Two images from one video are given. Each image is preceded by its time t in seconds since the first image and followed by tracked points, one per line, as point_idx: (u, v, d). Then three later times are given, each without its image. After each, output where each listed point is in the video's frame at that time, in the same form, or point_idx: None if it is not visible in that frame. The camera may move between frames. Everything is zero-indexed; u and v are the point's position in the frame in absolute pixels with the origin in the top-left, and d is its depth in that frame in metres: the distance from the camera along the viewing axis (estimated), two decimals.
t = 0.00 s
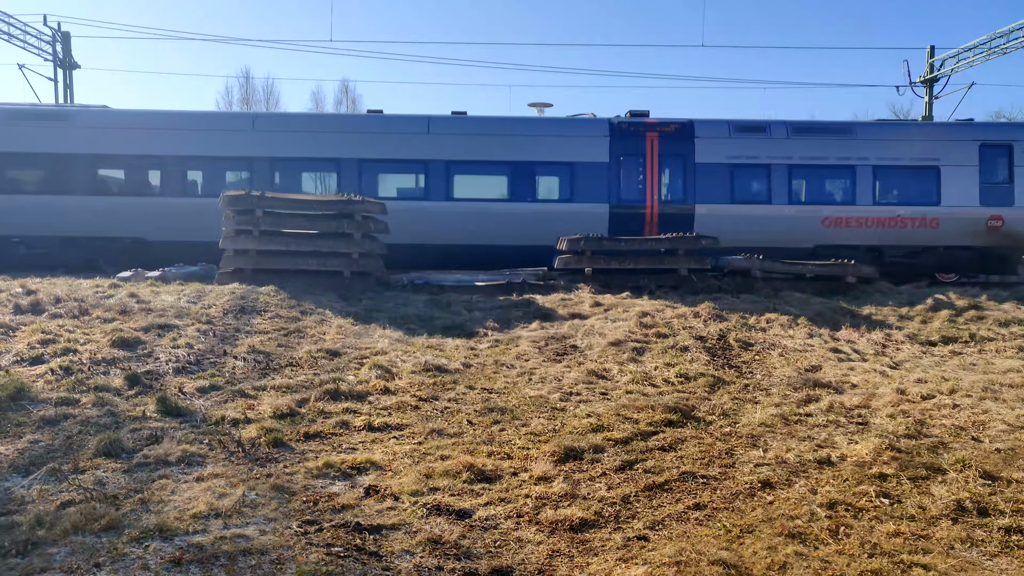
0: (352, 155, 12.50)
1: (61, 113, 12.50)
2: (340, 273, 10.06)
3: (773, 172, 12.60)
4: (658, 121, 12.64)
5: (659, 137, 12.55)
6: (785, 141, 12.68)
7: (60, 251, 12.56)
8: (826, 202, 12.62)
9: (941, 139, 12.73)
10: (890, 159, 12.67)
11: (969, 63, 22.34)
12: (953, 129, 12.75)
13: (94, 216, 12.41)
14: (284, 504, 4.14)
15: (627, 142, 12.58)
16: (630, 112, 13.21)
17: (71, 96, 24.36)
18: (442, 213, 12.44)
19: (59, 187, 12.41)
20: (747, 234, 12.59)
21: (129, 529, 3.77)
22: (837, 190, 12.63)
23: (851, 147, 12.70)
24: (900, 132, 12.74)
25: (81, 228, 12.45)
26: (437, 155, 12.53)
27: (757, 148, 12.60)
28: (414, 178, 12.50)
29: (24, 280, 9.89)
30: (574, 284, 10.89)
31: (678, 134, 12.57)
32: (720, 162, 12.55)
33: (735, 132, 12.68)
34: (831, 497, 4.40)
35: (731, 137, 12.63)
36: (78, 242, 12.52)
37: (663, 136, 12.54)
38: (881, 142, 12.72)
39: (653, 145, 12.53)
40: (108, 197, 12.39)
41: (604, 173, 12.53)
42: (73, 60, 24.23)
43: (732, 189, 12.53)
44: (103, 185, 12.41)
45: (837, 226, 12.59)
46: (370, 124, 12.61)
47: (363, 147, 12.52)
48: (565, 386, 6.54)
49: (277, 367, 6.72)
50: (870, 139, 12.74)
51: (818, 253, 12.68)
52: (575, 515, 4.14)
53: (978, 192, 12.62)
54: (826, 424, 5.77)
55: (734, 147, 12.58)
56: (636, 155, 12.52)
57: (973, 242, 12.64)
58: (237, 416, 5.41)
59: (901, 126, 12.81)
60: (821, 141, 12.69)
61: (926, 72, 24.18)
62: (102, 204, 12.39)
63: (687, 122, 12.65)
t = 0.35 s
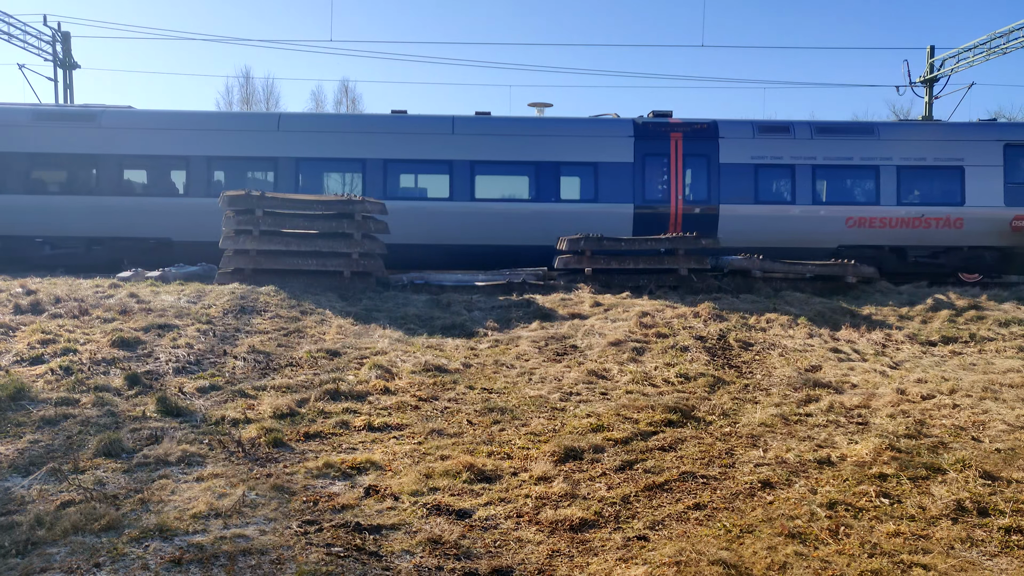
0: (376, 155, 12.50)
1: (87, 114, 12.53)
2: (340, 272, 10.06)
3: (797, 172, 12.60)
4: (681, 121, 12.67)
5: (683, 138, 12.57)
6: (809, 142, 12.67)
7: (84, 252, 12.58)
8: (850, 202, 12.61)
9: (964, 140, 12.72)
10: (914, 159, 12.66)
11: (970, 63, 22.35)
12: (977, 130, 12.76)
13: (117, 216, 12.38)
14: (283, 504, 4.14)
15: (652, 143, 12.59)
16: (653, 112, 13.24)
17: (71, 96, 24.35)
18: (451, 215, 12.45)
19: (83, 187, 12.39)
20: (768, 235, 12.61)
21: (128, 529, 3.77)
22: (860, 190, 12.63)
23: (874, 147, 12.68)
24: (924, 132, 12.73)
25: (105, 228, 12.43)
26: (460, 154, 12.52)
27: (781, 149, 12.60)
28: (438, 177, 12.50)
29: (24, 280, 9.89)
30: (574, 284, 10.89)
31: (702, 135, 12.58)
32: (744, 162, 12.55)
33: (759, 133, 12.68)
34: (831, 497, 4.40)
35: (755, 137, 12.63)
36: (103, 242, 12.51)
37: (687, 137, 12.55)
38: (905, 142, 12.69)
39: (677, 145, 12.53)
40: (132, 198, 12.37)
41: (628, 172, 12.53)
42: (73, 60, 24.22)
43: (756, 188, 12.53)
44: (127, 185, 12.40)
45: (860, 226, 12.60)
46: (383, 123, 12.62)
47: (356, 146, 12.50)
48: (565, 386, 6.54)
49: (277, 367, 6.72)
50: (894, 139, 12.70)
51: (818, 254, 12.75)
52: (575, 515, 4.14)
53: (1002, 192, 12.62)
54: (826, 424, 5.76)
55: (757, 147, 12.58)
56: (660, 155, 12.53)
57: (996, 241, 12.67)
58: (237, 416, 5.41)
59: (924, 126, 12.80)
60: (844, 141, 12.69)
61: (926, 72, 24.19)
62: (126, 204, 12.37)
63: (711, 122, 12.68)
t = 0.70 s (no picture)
0: (398, 155, 12.50)
1: (110, 115, 12.53)
2: (340, 272, 10.06)
3: (818, 172, 12.60)
4: (703, 121, 12.67)
5: (704, 138, 12.57)
6: (829, 142, 12.68)
7: (106, 252, 12.55)
8: (870, 202, 12.60)
9: (985, 140, 12.73)
10: (935, 159, 12.65)
11: (970, 63, 22.34)
12: (997, 130, 12.77)
13: (140, 216, 12.38)
14: (283, 504, 4.14)
15: (673, 142, 12.60)
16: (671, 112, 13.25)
17: (71, 96, 24.33)
18: (457, 215, 12.45)
19: (106, 188, 12.38)
20: (787, 234, 12.60)
21: (128, 529, 3.77)
22: (880, 189, 12.62)
23: (895, 147, 12.66)
24: (944, 132, 12.73)
25: (129, 228, 12.43)
26: (481, 154, 12.52)
27: (802, 149, 12.60)
28: (459, 177, 12.49)
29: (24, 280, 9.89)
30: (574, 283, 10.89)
31: (723, 135, 12.59)
32: (765, 162, 12.55)
33: (779, 133, 12.69)
34: (831, 497, 4.40)
35: (775, 137, 12.64)
36: (126, 242, 12.51)
37: (707, 137, 12.56)
38: (926, 142, 12.68)
39: (698, 145, 12.53)
40: (155, 198, 12.35)
41: (649, 172, 12.52)
42: (73, 60, 24.19)
43: (777, 188, 12.53)
44: (150, 185, 12.39)
45: (881, 226, 12.60)
46: (383, 123, 12.60)
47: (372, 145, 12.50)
48: (565, 386, 6.54)
49: (277, 367, 6.72)
50: (915, 139, 12.68)
51: (819, 253, 12.77)
52: (575, 515, 4.14)
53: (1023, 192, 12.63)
54: (826, 424, 5.77)
55: (778, 147, 12.59)
56: (681, 155, 12.53)
57: (1017, 241, 12.68)
58: (237, 416, 5.41)
59: (945, 125, 12.81)
60: (865, 141, 12.68)
61: (926, 72, 24.20)
62: (149, 204, 12.35)
63: (731, 122, 12.70)
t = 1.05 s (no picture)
0: (418, 156, 12.50)
1: (130, 115, 12.53)
2: (341, 273, 10.06)
3: (837, 172, 12.60)
4: (722, 121, 12.67)
5: (723, 138, 12.58)
6: (849, 142, 12.69)
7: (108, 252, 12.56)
8: (890, 202, 12.59)
9: (1003, 140, 12.76)
10: (954, 159, 12.65)
11: (970, 63, 22.35)
12: (1015, 130, 12.80)
13: (158, 216, 12.35)
14: (283, 503, 4.14)
15: (692, 142, 12.59)
16: (689, 112, 13.26)
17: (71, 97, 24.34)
18: (458, 216, 12.45)
19: (125, 188, 12.35)
20: (802, 234, 12.59)
21: (129, 529, 3.77)
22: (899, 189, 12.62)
23: (914, 147, 12.66)
24: (963, 132, 12.74)
25: (148, 228, 12.40)
26: (501, 155, 12.53)
27: (821, 149, 12.60)
28: (478, 178, 12.49)
29: (24, 280, 9.89)
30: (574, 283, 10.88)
31: (742, 135, 12.60)
32: (784, 162, 12.55)
33: (798, 133, 12.70)
34: (831, 497, 4.40)
35: (794, 137, 12.65)
36: (140, 242, 12.49)
37: (727, 137, 12.57)
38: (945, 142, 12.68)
39: (717, 146, 12.53)
40: (173, 198, 12.33)
41: (668, 172, 12.52)
42: (73, 60, 24.20)
43: (795, 189, 12.53)
44: (169, 186, 12.37)
45: (901, 226, 12.59)
46: (381, 123, 12.60)
47: (390, 145, 12.49)
48: (565, 386, 6.54)
49: (277, 367, 6.72)
50: (934, 139, 12.68)
51: (818, 253, 12.78)
52: (575, 515, 4.14)
53: None
54: (826, 424, 5.76)
55: (797, 147, 12.59)
56: (700, 155, 12.53)
57: None
58: (237, 416, 5.40)
59: (964, 125, 12.82)
60: (883, 141, 12.69)
61: (926, 72, 24.21)
62: (168, 204, 12.32)
63: (750, 122, 12.71)
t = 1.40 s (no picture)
0: (435, 156, 12.50)
1: (146, 115, 12.54)
2: (340, 272, 10.07)
3: (853, 172, 12.59)
4: (739, 121, 12.67)
5: (739, 139, 12.58)
6: (865, 142, 12.68)
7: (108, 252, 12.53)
8: (905, 202, 12.59)
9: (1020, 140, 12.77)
10: (971, 159, 12.65)
11: (970, 63, 22.36)
12: None
13: (173, 216, 12.35)
14: (283, 504, 4.14)
15: (707, 142, 12.61)
16: (705, 113, 13.28)
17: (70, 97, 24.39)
18: (457, 216, 12.45)
19: (132, 189, 12.34)
20: (816, 234, 12.60)
21: (128, 529, 3.77)
22: (914, 189, 12.61)
23: (930, 147, 12.66)
24: (979, 132, 12.75)
25: (160, 229, 12.40)
26: (509, 155, 12.53)
27: (836, 149, 12.60)
28: (479, 178, 12.51)
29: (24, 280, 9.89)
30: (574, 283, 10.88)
31: (758, 135, 12.60)
32: (800, 162, 12.56)
33: (814, 134, 12.71)
34: (831, 497, 4.40)
35: (810, 138, 12.65)
36: (140, 242, 12.49)
37: (743, 138, 12.57)
38: (962, 142, 12.68)
39: (733, 146, 12.54)
40: (191, 198, 12.34)
41: (684, 172, 12.53)
42: (73, 60, 24.22)
43: (811, 189, 12.53)
44: (181, 186, 12.38)
45: (917, 227, 12.59)
46: (378, 122, 12.58)
47: (405, 146, 12.49)
48: (565, 386, 6.54)
49: (277, 367, 6.72)
50: (950, 139, 12.69)
51: (819, 253, 12.78)
52: (575, 515, 4.14)
53: None
54: (826, 424, 5.77)
55: (814, 148, 12.60)
56: (716, 155, 12.53)
57: None
58: (237, 416, 5.41)
59: (980, 125, 12.83)
60: (897, 141, 12.68)
61: (926, 72, 24.22)
62: (168, 204, 12.32)
63: (766, 123, 12.72)
